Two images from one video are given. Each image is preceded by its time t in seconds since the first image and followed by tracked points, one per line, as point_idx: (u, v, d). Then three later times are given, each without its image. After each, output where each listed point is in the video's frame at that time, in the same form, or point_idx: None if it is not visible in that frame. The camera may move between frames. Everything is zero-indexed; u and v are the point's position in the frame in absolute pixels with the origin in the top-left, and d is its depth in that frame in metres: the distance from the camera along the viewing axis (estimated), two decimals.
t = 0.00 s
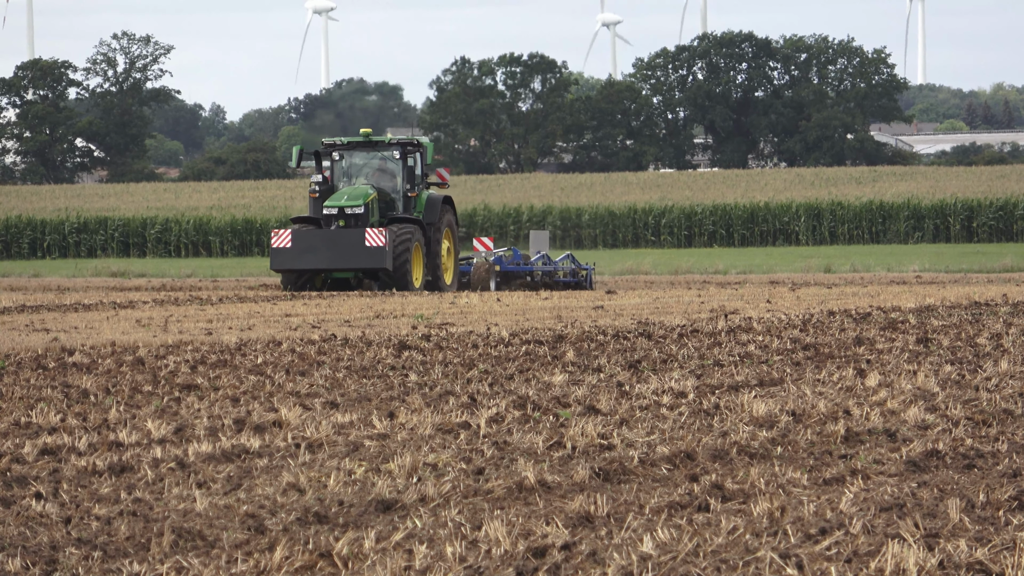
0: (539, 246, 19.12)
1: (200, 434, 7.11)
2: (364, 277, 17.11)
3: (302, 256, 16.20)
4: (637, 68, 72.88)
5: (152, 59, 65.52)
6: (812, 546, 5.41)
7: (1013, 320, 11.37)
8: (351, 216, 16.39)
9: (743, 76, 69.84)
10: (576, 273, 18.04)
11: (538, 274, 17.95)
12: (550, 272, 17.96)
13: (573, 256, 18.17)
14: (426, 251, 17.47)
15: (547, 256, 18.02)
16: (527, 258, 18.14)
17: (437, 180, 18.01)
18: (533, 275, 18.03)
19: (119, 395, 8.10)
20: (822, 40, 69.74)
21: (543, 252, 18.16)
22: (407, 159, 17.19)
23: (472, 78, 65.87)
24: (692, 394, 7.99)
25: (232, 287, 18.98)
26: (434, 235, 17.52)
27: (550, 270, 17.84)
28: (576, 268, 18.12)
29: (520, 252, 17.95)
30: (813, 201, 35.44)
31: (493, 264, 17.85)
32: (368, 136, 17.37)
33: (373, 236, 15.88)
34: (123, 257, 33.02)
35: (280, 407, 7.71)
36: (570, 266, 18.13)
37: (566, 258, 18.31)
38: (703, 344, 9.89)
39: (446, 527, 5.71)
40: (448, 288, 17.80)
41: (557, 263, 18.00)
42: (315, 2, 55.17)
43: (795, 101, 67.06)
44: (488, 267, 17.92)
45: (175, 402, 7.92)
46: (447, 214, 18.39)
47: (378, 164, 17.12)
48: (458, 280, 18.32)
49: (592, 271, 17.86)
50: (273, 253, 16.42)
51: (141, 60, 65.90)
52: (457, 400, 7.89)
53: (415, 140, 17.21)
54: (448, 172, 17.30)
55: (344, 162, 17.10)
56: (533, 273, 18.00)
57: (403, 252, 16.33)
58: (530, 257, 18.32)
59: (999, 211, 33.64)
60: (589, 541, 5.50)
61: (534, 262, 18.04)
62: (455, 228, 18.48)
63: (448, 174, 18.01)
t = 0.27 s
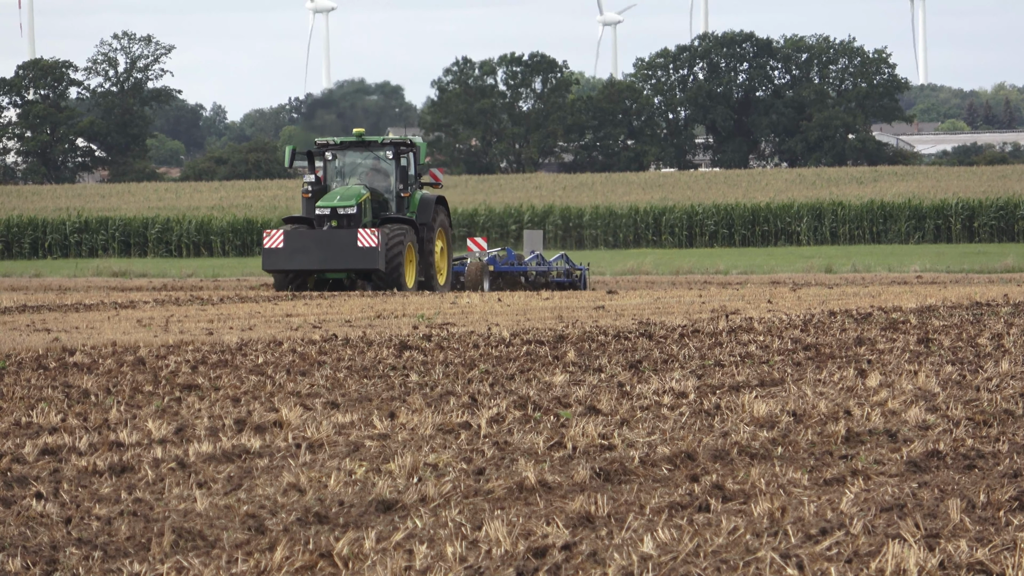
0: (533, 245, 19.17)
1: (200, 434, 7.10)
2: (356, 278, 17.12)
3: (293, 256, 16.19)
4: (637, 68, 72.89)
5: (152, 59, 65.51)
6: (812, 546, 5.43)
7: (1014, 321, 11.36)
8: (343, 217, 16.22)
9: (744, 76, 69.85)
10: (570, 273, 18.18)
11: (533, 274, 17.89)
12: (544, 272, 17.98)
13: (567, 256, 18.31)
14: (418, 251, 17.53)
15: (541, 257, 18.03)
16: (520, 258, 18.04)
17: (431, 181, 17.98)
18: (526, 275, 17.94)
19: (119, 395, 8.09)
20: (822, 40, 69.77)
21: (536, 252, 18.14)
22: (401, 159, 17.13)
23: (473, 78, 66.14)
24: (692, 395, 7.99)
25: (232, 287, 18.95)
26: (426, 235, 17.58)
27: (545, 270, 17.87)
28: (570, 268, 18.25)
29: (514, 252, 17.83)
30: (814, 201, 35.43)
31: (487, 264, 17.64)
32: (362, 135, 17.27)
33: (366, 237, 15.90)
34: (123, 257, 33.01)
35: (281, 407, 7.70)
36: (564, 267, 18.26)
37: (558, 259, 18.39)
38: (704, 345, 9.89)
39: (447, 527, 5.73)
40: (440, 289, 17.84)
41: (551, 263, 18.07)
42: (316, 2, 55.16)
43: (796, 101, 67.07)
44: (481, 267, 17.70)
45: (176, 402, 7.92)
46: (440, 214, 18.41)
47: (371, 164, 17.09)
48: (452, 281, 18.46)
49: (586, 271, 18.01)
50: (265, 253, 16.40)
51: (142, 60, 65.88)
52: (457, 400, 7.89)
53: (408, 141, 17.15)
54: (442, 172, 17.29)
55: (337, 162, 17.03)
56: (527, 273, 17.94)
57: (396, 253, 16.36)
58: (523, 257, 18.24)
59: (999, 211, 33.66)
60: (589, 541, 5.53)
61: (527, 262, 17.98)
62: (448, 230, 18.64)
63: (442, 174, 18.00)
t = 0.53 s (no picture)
0: (528, 245, 19.09)
1: (201, 434, 7.09)
2: (350, 277, 17.03)
3: (287, 256, 16.12)
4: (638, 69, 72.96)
5: (153, 60, 65.49)
6: (812, 545, 5.45)
7: (1015, 320, 11.35)
8: (337, 216, 16.38)
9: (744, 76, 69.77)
10: (565, 273, 18.17)
11: (527, 274, 17.88)
12: (539, 272, 17.96)
13: (562, 256, 18.30)
14: (413, 251, 17.44)
15: (536, 256, 18.00)
16: (514, 258, 17.99)
17: (424, 181, 17.92)
18: (521, 275, 17.93)
19: (120, 395, 8.07)
20: (823, 40, 69.81)
21: (531, 252, 18.12)
22: (395, 158, 17.18)
23: (474, 78, 65.99)
24: (694, 394, 7.98)
25: (233, 287, 18.94)
26: (421, 234, 17.48)
27: (540, 270, 17.86)
28: (565, 268, 18.23)
29: (509, 252, 17.76)
30: (815, 201, 35.44)
31: (482, 265, 17.64)
32: (355, 135, 17.32)
33: (359, 235, 15.80)
34: (125, 257, 33.01)
35: (282, 406, 7.69)
36: (559, 266, 18.24)
37: (553, 259, 18.37)
38: (705, 345, 9.88)
39: (448, 526, 5.75)
40: (435, 289, 17.76)
41: (546, 263, 18.06)
42: (317, 3, 55.18)
43: (796, 101, 67.09)
44: (477, 268, 17.78)
45: (177, 402, 7.90)
46: (435, 213, 18.34)
47: (365, 164, 17.10)
48: (445, 281, 18.24)
49: (581, 270, 18.01)
50: (259, 253, 16.33)
51: (143, 60, 65.85)
52: (458, 400, 7.88)
53: (402, 140, 17.20)
54: (436, 171, 17.35)
55: (330, 161, 17.09)
56: (522, 272, 17.90)
57: (389, 252, 16.24)
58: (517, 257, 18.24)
59: (1000, 211, 33.68)
60: (590, 540, 5.55)
61: (522, 261, 17.95)
62: (442, 230, 18.42)
63: (437, 173, 17.98)
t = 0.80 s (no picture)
0: (523, 244, 19.06)
1: (203, 433, 7.09)
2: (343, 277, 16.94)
3: (279, 255, 16.01)
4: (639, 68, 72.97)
5: (154, 59, 65.46)
6: (814, 544, 5.47)
7: (1017, 319, 11.35)
8: (330, 215, 16.23)
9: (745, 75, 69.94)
10: (559, 272, 17.94)
11: (521, 273, 17.73)
12: (533, 271, 17.78)
13: (556, 255, 18.08)
14: (405, 250, 17.36)
15: (529, 256, 17.89)
16: (509, 257, 18.05)
17: (417, 179, 17.92)
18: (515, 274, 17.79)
19: (122, 394, 8.07)
20: (824, 39, 69.85)
21: (526, 251, 18.03)
22: (388, 157, 17.04)
23: (475, 77, 66.36)
24: (695, 393, 7.98)
25: (233, 286, 18.91)
26: (414, 233, 17.43)
27: (533, 268, 17.66)
28: (559, 267, 18.00)
29: (503, 251, 17.86)
30: (816, 200, 35.44)
31: (475, 264, 17.78)
32: (349, 134, 17.25)
33: (352, 234, 15.71)
34: (126, 256, 33.01)
35: (283, 405, 7.68)
36: (553, 265, 18.02)
37: (549, 258, 18.18)
38: (706, 343, 9.87)
39: (450, 525, 5.79)
40: (428, 288, 17.62)
41: (540, 262, 17.86)
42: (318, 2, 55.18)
43: (798, 100, 67.13)
44: (470, 267, 17.86)
45: (178, 401, 7.89)
46: (428, 212, 18.35)
47: (358, 163, 17.02)
48: (439, 280, 18.32)
49: (575, 269, 17.74)
50: (251, 252, 16.21)
51: (144, 59, 65.81)
52: (459, 399, 7.87)
53: (395, 139, 17.05)
54: (430, 169, 17.19)
55: (324, 160, 17.02)
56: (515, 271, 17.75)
57: (383, 251, 16.14)
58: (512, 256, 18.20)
59: (1001, 210, 33.70)
60: (591, 540, 5.58)
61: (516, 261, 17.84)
62: (436, 228, 18.58)
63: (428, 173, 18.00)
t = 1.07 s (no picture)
0: (517, 241, 19.31)
1: (204, 431, 7.08)
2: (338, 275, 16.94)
3: (273, 253, 16.02)
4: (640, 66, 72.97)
5: (156, 56, 65.36)
6: (815, 542, 5.48)
7: (1018, 316, 11.37)
8: (324, 213, 16.28)
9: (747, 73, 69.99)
10: (555, 270, 18.06)
11: (516, 271, 17.90)
12: (529, 269, 17.93)
13: (552, 252, 18.22)
14: (400, 247, 17.32)
15: (525, 254, 18.00)
16: (504, 255, 18.04)
17: (412, 178, 17.84)
18: (511, 272, 17.99)
19: (123, 391, 8.06)
20: (826, 37, 69.86)
21: (521, 249, 18.12)
22: (383, 154, 16.97)
23: (478, 74, 66.11)
24: (697, 391, 7.97)
25: (235, 284, 18.91)
26: (409, 231, 17.39)
27: (529, 267, 17.78)
28: (555, 265, 18.13)
29: (498, 249, 17.84)
30: (819, 197, 35.44)
31: (470, 262, 17.68)
32: (344, 131, 17.19)
33: (346, 232, 15.70)
34: (128, 253, 33.02)
35: (285, 403, 7.68)
36: (549, 263, 18.15)
37: (544, 256, 18.28)
38: (708, 341, 9.87)
39: (451, 523, 5.81)
40: (423, 285, 17.68)
41: (536, 260, 18.00)
42: None
43: (799, 98, 67.14)
44: (464, 265, 17.76)
45: (180, 398, 7.89)
46: (423, 209, 18.31)
47: (354, 160, 16.95)
48: (434, 278, 18.23)
49: (571, 268, 17.87)
50: (245, 250, 16.22)
51: (146, 57, 65.57)
52: (461, 397, 7.87)
53: (390, 136, 16.98)
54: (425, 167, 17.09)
55: (318, 157, 16.95)
56: (511, 269, 17.90)
57: (377, 249, 16.11)
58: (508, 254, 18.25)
59: (1003, 208, 33.74)
60: (592, 538, 5.59)
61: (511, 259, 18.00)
62: (430, 227, 18.41)
63: (425, 169, 17.98)
